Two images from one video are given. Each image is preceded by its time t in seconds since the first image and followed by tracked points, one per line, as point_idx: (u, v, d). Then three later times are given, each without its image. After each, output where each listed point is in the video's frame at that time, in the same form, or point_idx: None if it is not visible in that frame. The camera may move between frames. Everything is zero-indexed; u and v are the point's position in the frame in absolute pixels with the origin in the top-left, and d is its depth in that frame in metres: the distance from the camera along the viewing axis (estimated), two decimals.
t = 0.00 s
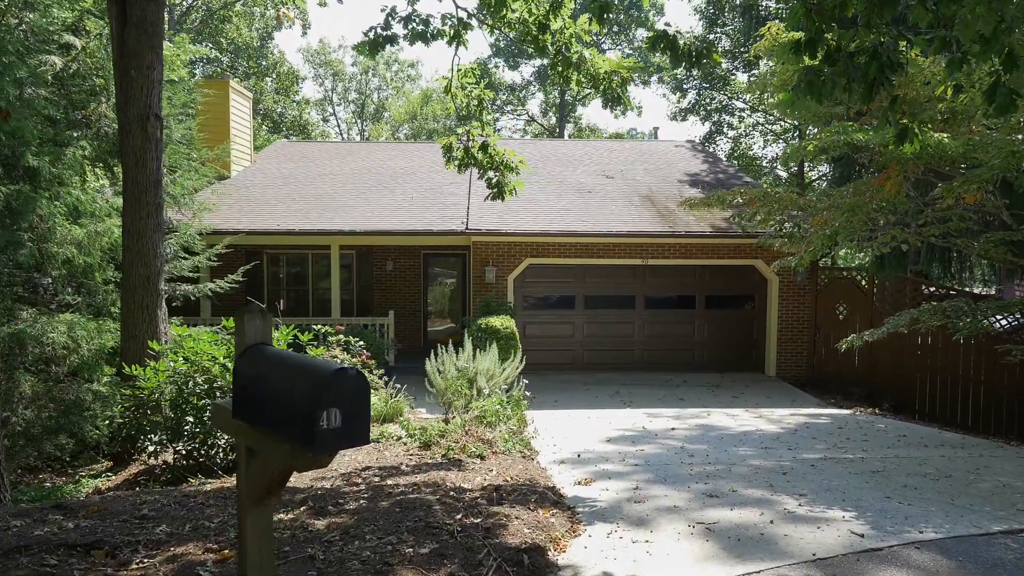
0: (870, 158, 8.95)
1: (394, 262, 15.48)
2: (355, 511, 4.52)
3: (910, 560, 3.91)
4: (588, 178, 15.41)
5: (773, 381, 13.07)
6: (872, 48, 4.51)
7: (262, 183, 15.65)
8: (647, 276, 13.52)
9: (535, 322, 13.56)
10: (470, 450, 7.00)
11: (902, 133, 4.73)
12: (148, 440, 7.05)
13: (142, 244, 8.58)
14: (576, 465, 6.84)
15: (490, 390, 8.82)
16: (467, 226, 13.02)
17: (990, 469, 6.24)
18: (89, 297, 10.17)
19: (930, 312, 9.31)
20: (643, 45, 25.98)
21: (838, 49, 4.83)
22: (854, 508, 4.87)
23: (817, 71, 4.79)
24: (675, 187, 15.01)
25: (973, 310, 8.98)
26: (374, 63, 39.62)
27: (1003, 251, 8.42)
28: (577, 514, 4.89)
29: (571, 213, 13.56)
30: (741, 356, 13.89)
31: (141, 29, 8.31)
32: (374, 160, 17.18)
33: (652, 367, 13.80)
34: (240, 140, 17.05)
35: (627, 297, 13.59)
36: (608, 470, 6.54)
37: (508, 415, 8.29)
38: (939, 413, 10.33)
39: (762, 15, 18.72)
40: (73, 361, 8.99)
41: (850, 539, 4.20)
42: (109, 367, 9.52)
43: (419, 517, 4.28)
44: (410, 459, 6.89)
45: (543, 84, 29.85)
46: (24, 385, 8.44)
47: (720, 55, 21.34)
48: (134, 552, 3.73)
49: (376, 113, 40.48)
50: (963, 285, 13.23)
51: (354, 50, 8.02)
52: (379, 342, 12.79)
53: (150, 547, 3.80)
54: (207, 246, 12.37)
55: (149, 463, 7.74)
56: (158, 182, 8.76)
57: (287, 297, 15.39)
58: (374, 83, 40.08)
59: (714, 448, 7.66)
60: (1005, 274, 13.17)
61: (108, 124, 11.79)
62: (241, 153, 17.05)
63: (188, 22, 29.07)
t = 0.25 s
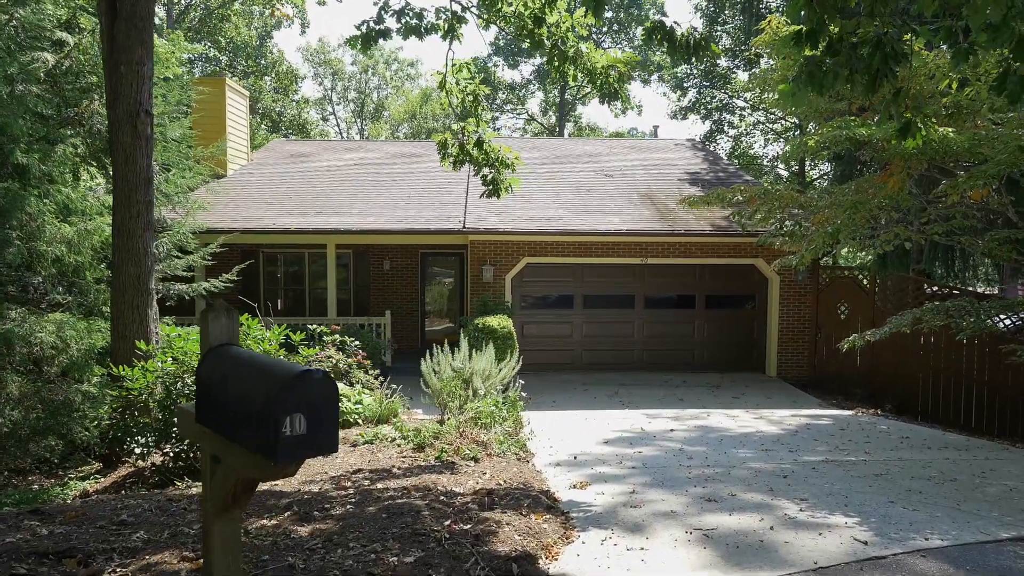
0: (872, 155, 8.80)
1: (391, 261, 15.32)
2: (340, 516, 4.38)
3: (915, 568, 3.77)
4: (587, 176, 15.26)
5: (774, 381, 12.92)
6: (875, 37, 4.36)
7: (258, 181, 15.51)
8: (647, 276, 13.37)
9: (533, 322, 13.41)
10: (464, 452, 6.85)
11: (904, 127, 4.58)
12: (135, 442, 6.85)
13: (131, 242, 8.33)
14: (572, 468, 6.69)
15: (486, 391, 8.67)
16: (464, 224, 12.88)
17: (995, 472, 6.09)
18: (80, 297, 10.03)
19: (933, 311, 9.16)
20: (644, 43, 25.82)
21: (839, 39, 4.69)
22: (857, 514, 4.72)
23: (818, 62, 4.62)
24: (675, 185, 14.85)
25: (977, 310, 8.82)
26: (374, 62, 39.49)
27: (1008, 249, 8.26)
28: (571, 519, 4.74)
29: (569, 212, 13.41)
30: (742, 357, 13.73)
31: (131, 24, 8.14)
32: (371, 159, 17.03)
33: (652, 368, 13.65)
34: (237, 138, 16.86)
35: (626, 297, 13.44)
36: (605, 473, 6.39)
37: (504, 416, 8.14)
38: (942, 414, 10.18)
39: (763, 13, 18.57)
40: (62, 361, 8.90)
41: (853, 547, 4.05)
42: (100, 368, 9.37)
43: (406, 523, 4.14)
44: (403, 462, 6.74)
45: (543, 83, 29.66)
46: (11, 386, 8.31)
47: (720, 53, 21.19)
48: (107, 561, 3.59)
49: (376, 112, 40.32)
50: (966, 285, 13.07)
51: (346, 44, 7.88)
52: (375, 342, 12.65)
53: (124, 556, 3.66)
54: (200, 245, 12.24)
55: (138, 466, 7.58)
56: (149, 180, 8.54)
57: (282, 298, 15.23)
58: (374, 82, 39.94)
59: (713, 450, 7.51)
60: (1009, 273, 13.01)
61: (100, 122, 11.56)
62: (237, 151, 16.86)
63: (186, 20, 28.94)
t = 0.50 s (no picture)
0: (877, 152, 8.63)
1: (389, 261, 15.18)
2: (326, 524, 4.23)
3: None
4: (587, 175, 15.10)
5: (776, 382, 12.76)
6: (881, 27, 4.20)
7: (255, 180, 15.37)
8: (647, 275, 13.21)
9: (532, 322, 13.26)
10: (459, 455, 6.71)
11: (910, 121, 4.39)
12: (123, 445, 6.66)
13: (122, 242, 7.95)
14: (569, 472, 6.54)
15: (483, 392, 8.53)
16: (463, 224, 12.73)
17: (1003, 477, 5.93)
18: (73, 297, 9.91)
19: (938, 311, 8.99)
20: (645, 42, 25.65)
21: (843, 30, 4.53)
22: (861, 522, 4.57)
23: (820, 53, 4.41)
24: (676, 184, 14.69)
25: (983, 310, 8.66)
26: (374, 61, 39.35)
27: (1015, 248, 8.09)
28: (565, 527, 4.59)
29: (569, 211, 13.25)
30: (744, 357, 13.57)
31: (122, 19, 7.70)
32: (370, 158, 16.89)
33: (653, 368, 13.49)
34: (235, 137, 16.73)
35: (626, 297, 13.28)
36: (602, 478, 6.24)
37: (501, 418, 7.99)
38: (946, 415, 10.02)
39: (765, 10, 18.41)
40: (53, 362, 8.79)
41: (857, 558, 3.90)
42: (91, 368, 9.25)
43: (393, 532, 3.99)
44: (395, 466, 6.59)
45: (544, 82, 29.46)
46: (0, 388, 8.20)
47: (722, 51, 21.02)
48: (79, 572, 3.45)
49: (377, 111, 40.16)
50: (971, 284, 12.89)
51: (339, 39, 7.74)
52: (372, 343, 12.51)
53: (97, 567, 3.52)
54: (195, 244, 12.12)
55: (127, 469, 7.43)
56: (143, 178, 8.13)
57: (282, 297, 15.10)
58: (374, 82, 39.81)
59: (713, 453, 7.36)
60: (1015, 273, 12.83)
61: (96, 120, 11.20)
62: (235, 150, 16.75)
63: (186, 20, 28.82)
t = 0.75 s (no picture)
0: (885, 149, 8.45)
1: (390, 261, 15.04)
2: (314, 533, 4.09)
3: None
4: (590, 174, 14.93)
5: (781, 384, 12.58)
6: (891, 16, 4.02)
7: (255, 179, 15.25)
8: (651, 275, 13.04)
9: (534, 322, 13.10)
10: (456, 459, 6.56)
11: (921, 116, 4.23)
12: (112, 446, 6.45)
13: (116, 243, 6.93)
14: (568, 477, 6.38)
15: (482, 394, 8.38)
16: (464, 223, 12.59)
17: (1015, 484, 5.76)
18: (69, 297, 9.79)
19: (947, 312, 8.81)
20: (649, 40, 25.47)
21: (851, 21, 4.36)
22: (869, 531, 4.40)
23: (827, 45, 4.28)
24: (680, 182, 14.52)
25: (993, 311, 8.47)
26: (378, 60, 39.23)
27: None
28: (562, 536, 4.44)
29: (572, 210, 13.09)
30: (749, 358, 13.38)
31: None
32: (371, 157, 16.75)
33: (656, 369, 13.33)
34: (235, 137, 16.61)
35: (629, 297, 13.12)
36: (602, 483, 6.09)
37: (500, 421, 7.83)
38: (955, 417, 9.84)
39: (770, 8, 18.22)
40: (46, 363, 8.66)
41: (866, 570, 3.75)
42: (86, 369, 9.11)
43: (383, 542, 3.85)
44: (391, 470, 6.45)
45: (548, 81, 29.26)
46: None
47: (727, 49, 20.83)
48: None
49: (381, 111, 40.04)
50: (980, 284, 12.68)
51: (334, 35, 7.60)
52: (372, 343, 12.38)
53: None
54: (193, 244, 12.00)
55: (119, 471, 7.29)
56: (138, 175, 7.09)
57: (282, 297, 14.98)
58: (378, 81, 39.71)
59: (717, 457, 7.20)
60: None
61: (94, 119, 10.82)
62: (236, 150, 16.65)
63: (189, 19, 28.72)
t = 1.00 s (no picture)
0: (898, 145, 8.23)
1: (394, 260, 14.91)
2: (306, 541, 3.94)
3: None
4: (596, 172, 14.75)
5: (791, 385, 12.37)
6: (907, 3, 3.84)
7: (258, 178, 15.14)
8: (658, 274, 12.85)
9: (539, 322, 12.94)
10: (457, 462, 6.40)
11: (939, 106, 4.05)
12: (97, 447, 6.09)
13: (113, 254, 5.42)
14: (572, 481, 6.21)
15: (485, 396, 8.21)
16: (468, 222, 12.43)
17: None
18: (68, 296, 9.67)
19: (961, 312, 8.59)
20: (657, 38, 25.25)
21: (866, 8, 4.16)
22: (884, 541, 4.23)
23: (841, 33, 4.09)
24: (687, 180, 14.32)
25: (1009, 311, 8.25)
26: (384, 59, 39.10)
27: None
28: (564, 545, 4.28)
29: (577, 208, 12.92)
30: (758, 357, 13.17)
31: None
32: (375, 155, 16.62)
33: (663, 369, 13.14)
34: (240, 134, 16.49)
35: (636, 296, 12.93)
36: (606, 487, 5.91)
37: (503, 423, 7.67)
38: (968, 419, 9.63)
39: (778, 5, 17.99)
40: (44, 363, 8.53)
41: None
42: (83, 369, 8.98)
43: (376, 551, 3.69)
44: (389, 473, 6.30)
45: (555, 79, 29.03)
46: None
47: (734, 46, 20.59)
48: None
49: (387, 110, 39.90)
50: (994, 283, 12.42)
51: (334, 29, 7.44)
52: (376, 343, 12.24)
53: None
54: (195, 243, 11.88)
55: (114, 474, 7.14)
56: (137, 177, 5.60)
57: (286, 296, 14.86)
58: (384, 80, 39.63)
59: (725, 460, 7.02)
60: None
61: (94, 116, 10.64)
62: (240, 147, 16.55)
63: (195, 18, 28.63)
